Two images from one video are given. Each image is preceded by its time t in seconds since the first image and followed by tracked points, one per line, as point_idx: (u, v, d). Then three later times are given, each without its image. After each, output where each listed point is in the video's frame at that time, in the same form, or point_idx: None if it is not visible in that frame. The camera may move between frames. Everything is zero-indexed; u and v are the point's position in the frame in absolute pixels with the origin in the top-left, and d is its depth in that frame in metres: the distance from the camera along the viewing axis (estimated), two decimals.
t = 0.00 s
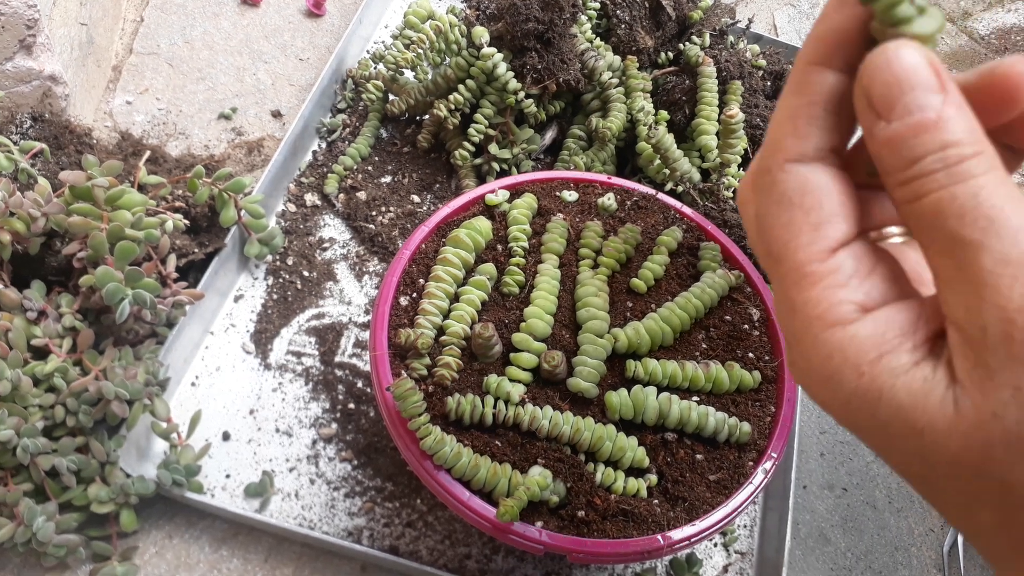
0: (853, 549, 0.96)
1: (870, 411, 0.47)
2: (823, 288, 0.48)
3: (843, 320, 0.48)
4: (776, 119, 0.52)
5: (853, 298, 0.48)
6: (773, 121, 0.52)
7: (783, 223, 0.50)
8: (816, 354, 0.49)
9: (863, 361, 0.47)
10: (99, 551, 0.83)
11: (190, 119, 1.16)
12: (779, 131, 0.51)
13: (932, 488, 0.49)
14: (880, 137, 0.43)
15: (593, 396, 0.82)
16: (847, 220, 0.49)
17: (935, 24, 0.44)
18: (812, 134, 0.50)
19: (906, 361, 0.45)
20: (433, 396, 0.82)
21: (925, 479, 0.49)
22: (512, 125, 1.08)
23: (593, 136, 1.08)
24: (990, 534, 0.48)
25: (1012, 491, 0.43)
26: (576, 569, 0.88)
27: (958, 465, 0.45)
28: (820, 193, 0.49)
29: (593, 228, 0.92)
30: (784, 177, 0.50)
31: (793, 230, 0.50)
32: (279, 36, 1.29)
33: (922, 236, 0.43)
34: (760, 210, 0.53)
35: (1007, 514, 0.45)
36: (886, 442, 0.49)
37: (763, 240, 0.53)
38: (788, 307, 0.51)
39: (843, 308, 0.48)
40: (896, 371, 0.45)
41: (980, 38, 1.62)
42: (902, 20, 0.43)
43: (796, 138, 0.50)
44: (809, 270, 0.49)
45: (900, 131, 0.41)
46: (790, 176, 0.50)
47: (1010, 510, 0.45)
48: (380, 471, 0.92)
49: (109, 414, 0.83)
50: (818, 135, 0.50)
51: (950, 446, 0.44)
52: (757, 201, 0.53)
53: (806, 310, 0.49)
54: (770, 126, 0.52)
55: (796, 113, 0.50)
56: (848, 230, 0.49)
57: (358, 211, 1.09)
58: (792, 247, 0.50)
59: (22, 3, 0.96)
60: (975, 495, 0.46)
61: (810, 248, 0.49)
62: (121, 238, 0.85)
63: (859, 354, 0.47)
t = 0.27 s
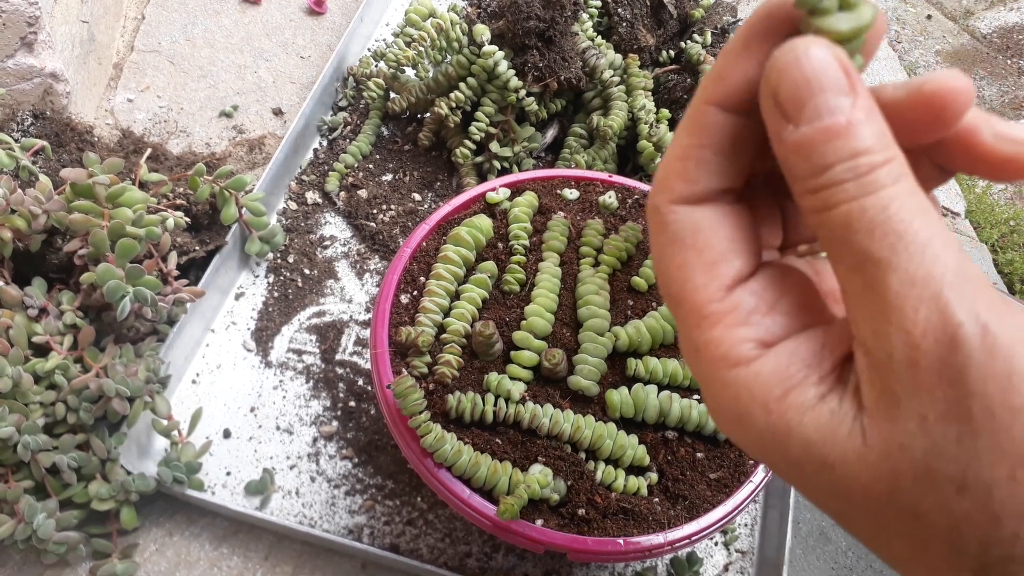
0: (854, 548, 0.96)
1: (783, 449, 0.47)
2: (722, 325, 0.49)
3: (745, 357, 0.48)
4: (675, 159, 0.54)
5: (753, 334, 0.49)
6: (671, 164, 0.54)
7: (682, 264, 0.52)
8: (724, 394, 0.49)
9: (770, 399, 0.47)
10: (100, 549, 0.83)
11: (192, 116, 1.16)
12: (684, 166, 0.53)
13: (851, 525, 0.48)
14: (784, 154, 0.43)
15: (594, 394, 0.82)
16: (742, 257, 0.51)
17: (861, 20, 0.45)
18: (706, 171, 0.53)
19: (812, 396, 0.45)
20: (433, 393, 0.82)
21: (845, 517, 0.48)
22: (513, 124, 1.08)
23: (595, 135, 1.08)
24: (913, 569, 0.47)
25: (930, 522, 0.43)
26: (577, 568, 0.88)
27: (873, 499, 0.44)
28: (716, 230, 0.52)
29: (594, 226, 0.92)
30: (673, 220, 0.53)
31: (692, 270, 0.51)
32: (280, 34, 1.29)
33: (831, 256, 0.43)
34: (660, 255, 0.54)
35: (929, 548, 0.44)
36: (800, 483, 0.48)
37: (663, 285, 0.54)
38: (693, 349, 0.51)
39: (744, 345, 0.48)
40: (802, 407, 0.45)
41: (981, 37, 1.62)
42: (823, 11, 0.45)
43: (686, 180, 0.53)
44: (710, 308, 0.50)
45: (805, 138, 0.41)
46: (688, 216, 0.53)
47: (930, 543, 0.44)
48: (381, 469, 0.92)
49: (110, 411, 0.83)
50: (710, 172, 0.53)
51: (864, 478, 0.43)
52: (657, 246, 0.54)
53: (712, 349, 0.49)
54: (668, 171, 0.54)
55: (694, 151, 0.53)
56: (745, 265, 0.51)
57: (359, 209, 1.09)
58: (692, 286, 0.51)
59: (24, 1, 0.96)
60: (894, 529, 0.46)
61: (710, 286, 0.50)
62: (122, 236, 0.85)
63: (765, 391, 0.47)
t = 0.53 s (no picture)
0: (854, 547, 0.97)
1: (757, 474, 0.48)
2: (690, 348, 0.51)
3: (714, 381, 0.49)
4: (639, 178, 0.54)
5: (720, 357, 0.50)
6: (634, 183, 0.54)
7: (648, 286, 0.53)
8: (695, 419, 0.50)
9: (741, 423, 0.48)
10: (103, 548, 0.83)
11: (194, 117, 1.16)
12: (650, 185, 0.54)
13: (831, 550, 0.49)
14: (745, 171, 0.44)
15: (595, 394, 0.82)
16: (708, 278, 0.52)
17: (816, 29, 0.46)
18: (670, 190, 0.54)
19: (782, 420, 0.47)
20: (435, 393, 0.82)
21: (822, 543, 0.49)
22: (514, 124, 1.08)
23: (596, 135, 1.08)
24: None
25: (911, 547, 0.44)
26: (578, 567, 0.88)
27: (853, 524, 0.45)
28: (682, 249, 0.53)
29: (595, 226, 0.92)
30: (641, 238, 0.54)
31: (659, 294, 0.52)
32: (282, 34, 1.30)
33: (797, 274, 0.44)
34: (628, 277, 0.54)
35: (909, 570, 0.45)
36: (777, 509, 0.49)
37: (630, 308, 0.55)
38: (662, 374, 0.52)
39: (711, 368, 0.49)
40: (774, 431, 0.47)
41: (983, 37, 1.62)
42: (778, 19, 0.47)
43: (652, 199, 0.54)
44: (677, 331, 0.51)
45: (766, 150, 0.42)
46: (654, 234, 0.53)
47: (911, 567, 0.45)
48: (383, 468, 0.92)
49: (113, 410, 0.83)
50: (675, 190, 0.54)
51: (841, 502, 0.44)
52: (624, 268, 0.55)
53: (680, 373, 0.50)
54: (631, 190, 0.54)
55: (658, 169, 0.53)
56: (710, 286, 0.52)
57: (361, 209, 1.10)
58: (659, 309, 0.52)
59: (27, 1, 0.97)
60: (874, 555, 0.47)
61: (677, 308, 0.51)
62: (126, 236, 0.85)
63: (736, 414, 0.48)
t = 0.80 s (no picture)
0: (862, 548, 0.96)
1: (774, 483, 0.47)
2: (701, 354, 0.50)
3: (727, 387, 0.48)
4: (645, 182, 0.54)
5: (732, 363, 0.49)
6: (640, 187, 0.54)
7: (658, 291, 0.52)
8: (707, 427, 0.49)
9: (756, 430, 0.47)
10: (109, 549, 0.83)
11: (199, 118, 1.16)
12: (657, 188, 0.53)
13: (851, 560, 0.49)
14: (758, 169, 0.44)
15: (601, 394, 0.82)
16: (716, 283, 0.52)
17: (825, 27, 0.46)
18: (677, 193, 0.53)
19: (799, 426, 0.46)
20: (440, 394, 0.82)
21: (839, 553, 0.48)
22: (519, 124, 1.07)
23: (601, 134, 1.08)
24: None
25: (936, 553, 0.43)
26: (584, 568, 0.88)
27: (876, 532, 0.44)
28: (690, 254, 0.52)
29: (600, 226, 0.91)
30: (647, 243, 0.53)
31: (668, 299, 0.51)
32: (286, 36, 1.30)
33: (814, 275, 0.44)
34: (636, 283, 0.54)
35: None
36: (794, 518, 0.48)
37: (637, 315, 0.54)
38: (672, 382, 0.51)
39: (724, 375, 0.49)
40: (790, 438, 0.46)
41: (990, 34, 1.61)
42: (788, 18, 0.46)
43: (658, 203, 0.53)
44: (688, 337, 0.50)
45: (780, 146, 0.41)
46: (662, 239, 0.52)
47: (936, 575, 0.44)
48: (388, 469, 0.92)
49: (119, 412, 0.83)
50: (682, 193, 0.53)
51: (863, 509, 0.44)
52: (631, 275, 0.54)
53: (692, 379, 0.49)
54: (638, 195, 0.54)
55: (665, 172, 0.53)
56: (719, 291, 0.52)
57: (366, 210, 1.10)
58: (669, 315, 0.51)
59: (33, 4, 0.97)
60: (895, 563, 0.46)
61: (687, 313, 0.51)
62: (131, 237, 0.85)
63: (750, 421, 0.47)
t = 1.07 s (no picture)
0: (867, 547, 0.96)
1: (811, 468, 0.46)
2: (729, 339, 0.49)
3: (759, 371, 0.47)
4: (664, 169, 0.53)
5: (761, 348, 0.48)
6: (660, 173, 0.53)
7: (681, 278, 0.51)
8: (737, 414, 0.48)
9: (790, 414, 0.46)
10: (115, 549, 0.83)
11: (203, 118, 1.17)
12: (675, 174, 0.52)
13: (891, 544, 0.48)
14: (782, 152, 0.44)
15: (606, 394, 0.82)
16: (741, 270, 0.50)
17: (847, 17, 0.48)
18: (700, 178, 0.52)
19: (835, 409, 0.45)
20: (445, 393, 0.82)
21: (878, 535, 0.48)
22: (523, 123, 1.07)
23: (605, 133, 1.08)
24: None
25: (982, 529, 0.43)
26: (589, 567, 0.88)
27: (917, 512, 0.44)
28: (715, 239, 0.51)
29: (605, 225, 0.91)
30: (668, 231, 0.52)
31: (693, 283, 0.50)
32: (290, 35, 1.30)
33: (841, 257, 0.44)
34: (658, 271, 0.52)
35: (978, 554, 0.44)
36: (832, 503, 0.47)
37: (659, 304, 0.53)
38: (700, 370, 0.50)
39: (755, 359, 0.47)
40: (825, 422, 0.45)
41: (995, 32, 1.60)
42: (807, 11, 0.48)
43: (679, 190, 0.52)
44: (716, 322, 0.49)
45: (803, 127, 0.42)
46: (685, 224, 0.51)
47: (982, 552, 0.44)
48: (393, 468, 0.92)
49: (124, 411, 0.83)
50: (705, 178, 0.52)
51: (906, 488, 0.43)
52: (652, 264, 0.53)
53: (721, 364, 0.48)
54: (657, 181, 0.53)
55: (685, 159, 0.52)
56: (744, 278, 0.50)
57: (370, 210, 1.10)
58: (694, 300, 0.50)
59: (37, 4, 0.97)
60: (937, 542, 0.45)
61: (713, 298, 0.49)
62: (136, 237, 0.85)
63: (783, 405, 0.46)
